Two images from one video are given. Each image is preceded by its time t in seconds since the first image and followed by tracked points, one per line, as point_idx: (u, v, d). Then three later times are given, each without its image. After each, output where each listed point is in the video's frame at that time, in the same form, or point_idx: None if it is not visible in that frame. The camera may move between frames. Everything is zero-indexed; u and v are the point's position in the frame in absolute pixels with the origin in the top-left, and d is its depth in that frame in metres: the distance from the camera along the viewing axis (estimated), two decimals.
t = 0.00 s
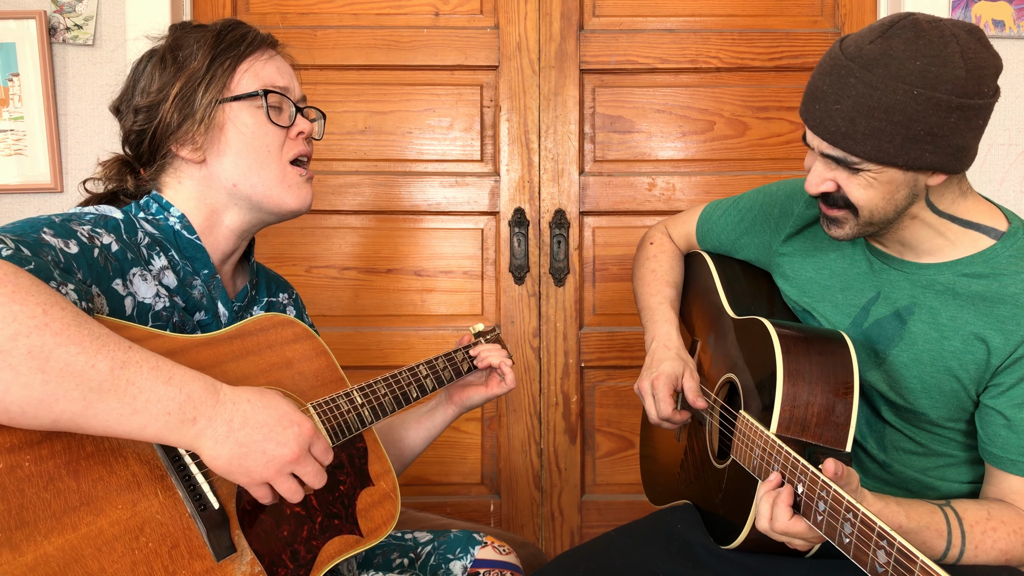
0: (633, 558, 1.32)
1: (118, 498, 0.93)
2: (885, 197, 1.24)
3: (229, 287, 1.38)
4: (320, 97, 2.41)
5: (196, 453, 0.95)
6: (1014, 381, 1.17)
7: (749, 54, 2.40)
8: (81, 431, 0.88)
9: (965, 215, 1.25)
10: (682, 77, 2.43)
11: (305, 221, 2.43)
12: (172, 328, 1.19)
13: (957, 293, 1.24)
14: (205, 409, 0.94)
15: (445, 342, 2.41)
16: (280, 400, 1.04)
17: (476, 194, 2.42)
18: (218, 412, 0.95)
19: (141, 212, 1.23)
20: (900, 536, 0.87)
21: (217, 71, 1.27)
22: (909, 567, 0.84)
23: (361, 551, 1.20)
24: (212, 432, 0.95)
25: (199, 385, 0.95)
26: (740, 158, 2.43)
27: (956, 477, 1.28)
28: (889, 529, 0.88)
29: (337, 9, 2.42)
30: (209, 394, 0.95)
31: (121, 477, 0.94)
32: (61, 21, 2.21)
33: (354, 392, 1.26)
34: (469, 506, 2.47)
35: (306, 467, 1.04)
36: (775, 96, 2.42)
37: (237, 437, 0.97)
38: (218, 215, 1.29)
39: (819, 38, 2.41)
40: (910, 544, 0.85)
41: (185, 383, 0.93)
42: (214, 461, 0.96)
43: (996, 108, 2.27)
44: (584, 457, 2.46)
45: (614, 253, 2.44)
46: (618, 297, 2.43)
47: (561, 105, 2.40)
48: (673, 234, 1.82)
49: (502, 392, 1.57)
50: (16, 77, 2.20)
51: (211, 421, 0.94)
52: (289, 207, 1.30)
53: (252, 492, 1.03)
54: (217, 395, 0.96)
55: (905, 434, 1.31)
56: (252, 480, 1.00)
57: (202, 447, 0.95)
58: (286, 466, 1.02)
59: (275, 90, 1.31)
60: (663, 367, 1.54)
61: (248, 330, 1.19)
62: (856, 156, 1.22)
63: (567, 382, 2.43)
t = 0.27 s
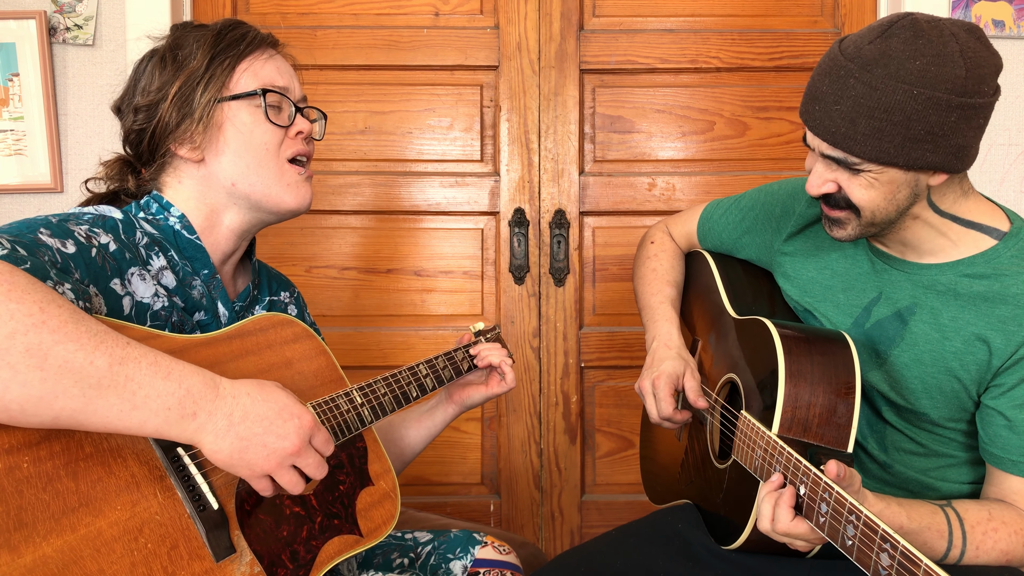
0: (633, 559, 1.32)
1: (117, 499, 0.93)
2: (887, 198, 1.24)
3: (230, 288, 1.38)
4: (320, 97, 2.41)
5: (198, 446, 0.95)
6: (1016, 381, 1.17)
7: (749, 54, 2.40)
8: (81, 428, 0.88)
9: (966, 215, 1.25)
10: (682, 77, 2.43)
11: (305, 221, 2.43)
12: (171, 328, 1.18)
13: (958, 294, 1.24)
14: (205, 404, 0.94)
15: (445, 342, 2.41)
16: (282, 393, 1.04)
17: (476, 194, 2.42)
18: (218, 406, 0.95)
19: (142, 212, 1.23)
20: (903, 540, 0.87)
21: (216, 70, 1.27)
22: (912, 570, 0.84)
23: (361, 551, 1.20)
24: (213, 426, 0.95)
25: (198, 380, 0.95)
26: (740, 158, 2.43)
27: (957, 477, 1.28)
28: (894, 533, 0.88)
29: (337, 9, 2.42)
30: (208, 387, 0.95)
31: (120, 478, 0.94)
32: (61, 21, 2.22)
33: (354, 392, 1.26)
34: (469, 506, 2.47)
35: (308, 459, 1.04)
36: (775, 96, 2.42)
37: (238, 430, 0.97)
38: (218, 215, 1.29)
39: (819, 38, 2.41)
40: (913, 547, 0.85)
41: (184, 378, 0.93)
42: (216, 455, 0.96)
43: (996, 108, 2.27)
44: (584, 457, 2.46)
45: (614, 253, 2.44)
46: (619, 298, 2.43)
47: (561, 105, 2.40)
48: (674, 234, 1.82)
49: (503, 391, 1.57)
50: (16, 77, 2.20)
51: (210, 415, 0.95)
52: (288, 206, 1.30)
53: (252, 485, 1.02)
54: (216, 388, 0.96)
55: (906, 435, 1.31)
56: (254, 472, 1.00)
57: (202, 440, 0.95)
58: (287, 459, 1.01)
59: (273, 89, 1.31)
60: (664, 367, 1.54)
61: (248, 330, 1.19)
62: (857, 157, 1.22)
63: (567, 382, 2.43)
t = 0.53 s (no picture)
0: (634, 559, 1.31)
1: (117, 499, 0.93)
2: (891, 202, 1.24)
3: (232, 289, 1.38)
4: (320, 97, 2.41)
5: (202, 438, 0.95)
6: (1019, 382, 1.17)
7: (749, 54, 2.40)
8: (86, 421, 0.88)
9: (969, 215, 1.25)
10: (682, 77, 2.43)
11: (304, 221, 2.43)
12: (173, 326, 1.18)
13: (960, 294, 1.24)
14: (209, 395, 0.94)
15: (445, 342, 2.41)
16: (284, 383, 1.04)
17: (476, 194, 2.42)
18: (221, 397, 0.95)
19: (146, 211, 1.24)
20: (906, 541, 0.87)
21: (218, 70, 1.27)
22: (914, 571, 0.84)
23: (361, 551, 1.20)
24: (217, 417, 0.95)
25: (202, 370, 0.95)
26: (740, 158, 2.43)
27: (958, 478, 1.28)
28: (897, 534, 0.87)
29: (337, 9, 2.42)
30: (212, 378, 0.95)
31: (121, 477, 0.94)
32: (61, 21, 2.22)
33: (356, 392, 1.26)
34: (469, 506, 2.47)
35: (311, 448, 1.04)
36: (775, 96, 2.42)
37: (242, 421, 0.97)
38: (220, 215, 1.29)
39: (819, 38, 2.41)
40: (916, 548, 0.85)
41: (189, 369, 0.93)
42: (220, 446, 0.96)
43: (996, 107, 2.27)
44: (584, 457, 2.46)
45: (614, 253, 2.44)
46: (618, 298, 2.43)
47: (561, 105, 2.40)
48: (675, 233, 1.82)
49: (503, 393, 1.58)
50: (16, 77, 2.20)
51: (214, 406, 0.94)
52: (287, 206, 1.29)
53: (257, 476, 1.02)
54: (220, 379, 0.96)
55: (908, 435, 1.31)
56: (257, 463, 1.00)
57: (207, 432, 0.95)
58: (291, 449, 1.01)
59: (275, 89, 1.31)
60: (665, 366, 1.54)
61: (249, 329, 1.19)
62: (862, 163, 1.22)
63: (567, 382, 2.43)
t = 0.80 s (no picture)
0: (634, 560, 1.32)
1: (121, 500, 0.93)
2: (892, 210, 1.24)
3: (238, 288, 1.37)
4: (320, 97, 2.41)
5: (206, 440, 0.96)
6: (1018, 384, 1.17)
7: (749, 54, 2.40)
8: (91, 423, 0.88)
9: (968, 216, 1.25)
10: (682, 77, 2.43)
11: (304, 221, 2.43)
12: (178, 326, 1.19)
13: (959, 296, 1.24)
14: (213, 396, 0.95)
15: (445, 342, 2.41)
16: (287, 385, 1.04)
17: (476, 194, 2.42)
18: (225, 399, 0.96)
19: (152, 209, 1.24)
20: (906, 544, 0.86)
21: (224, 70, 1.28)
22: (915, 573, 0.84)
23: (364, 552, 1.21)
24: (221, 419, 0.95)
25: (206, 373, 0.95)
26: (740, 158, 2.43)
27: (958, 478, 1.28)
28: (897, 537, 0.87)
29: (337, 9, 2.42)
30: (216, 380, 0.96)
31: (124, 479, 0.94)
32: (61, 21, 2.22)
33: (359, 392, 1.26)
34: (469, 506, 2.47)
35: (314, 450, 1.05)
36: (775, 96, 2.42)
37: (246, 423, 0.97)
38: (224, 216, 1.29)
39: (819, 38, 2.41)
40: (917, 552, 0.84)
41: (194, 371, 0.94)
42: (225, 448, 0.96)
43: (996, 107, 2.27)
44: (584, 457, 2.46)
45: (614, 253, 2.44)
46: (618, 298, 2.43)
47: (561, 105, 2.40)
48: (674, 233, 1.82)
49: (505, 393, 1.58)
50: (16, 77, 2.20)
51: (219, 408, 0.95)
52: (287, 206, 1.28)
53: (260, 478, 1.02)
54: (225, 382, 0.97)
55: (907, 436, 1.31)
56: (261, 465, 1.00)
57: (211, 434, 0.95)
58: (294, 450, 1.02)
59: (279, 90, 1.30)
60: (664, 367, 1.54)
61: (252, 329, 1.19)
62: (863, 171, 1.21)
63: (567, 382, 2.43)
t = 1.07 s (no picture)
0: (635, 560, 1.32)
1: (122, 502, 0.93)
2: (886, 218, 1.21)
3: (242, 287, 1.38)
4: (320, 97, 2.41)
5: (207, 443, 0.96)
6: (1011, 384, 1.16)
7: (749, 54, 2.40)
8: (92, 425, 0.88)
9: (958, 217, 1.24)
10: (682, 77, 2.43)
11: (304, 220, 2.43)
12: (182, 326, 1.19)
13: (951, 297, 1.24)
14: (216, 401, 0.95)
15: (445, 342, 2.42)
16: (289, 389, 1.05)
17: (476, 194, 2.42)
18: (228, 404, 0.96)
19: (157, 208, 1.25)
20: (898, 548, 0.86)
21: (228, 71, 1.28)
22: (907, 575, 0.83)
23: (365, 553, 1.21)
24: (223, 423, 0.95)
25: (209, 377, 0.96)
26: (740, 158, 2.43)
27: (954, 478, 1.28)
28: (888, 540, 0.87)
29: (337, 9, 2.42)
30: (218, 385, 0.96)
31: (126, 479, 0.94)
32: (61, 21, 2.22)
33: (362, 392, 1.26)
34: (469, 506, 2.47)
35: (317, 456, 1.05)
36: (775, 96, 2.42)
37: (248, 428, 0.97)
38: (225, 216, 1.28)
39: (819, 38, 2.41)
40: (908, 555, 0.84)
41: (196, 375, 0.94)
42: (226, 452, 0.97)
43: (996, 107, 2.27)
44: (584, 457, 2.46)
45: (614, 253, 2.44)
46: (618, 298, 2.43)
47: (561, 105, 2.40)
48: (668, 235, 1.82)
49: (509, 392, 1.58)
50: (15, 77, 2.20)
51: (221, 412, 0.95)
52: (286, 206, 1.26)
53: (264, 483, 1.03)
54: (227, 387, 0.97)
55: (903, 436, 1.32)
56: (263, 470, 1.00)
57: (213, 438, 0.95)
58: (297, 455, 1.02)
59: (283, 92, 1.30)
60: (658, 371, 1.54)
61: (256, 329, 1.19)
62: (855, 184, 1.18)
63: (567, 382, 2.43)
